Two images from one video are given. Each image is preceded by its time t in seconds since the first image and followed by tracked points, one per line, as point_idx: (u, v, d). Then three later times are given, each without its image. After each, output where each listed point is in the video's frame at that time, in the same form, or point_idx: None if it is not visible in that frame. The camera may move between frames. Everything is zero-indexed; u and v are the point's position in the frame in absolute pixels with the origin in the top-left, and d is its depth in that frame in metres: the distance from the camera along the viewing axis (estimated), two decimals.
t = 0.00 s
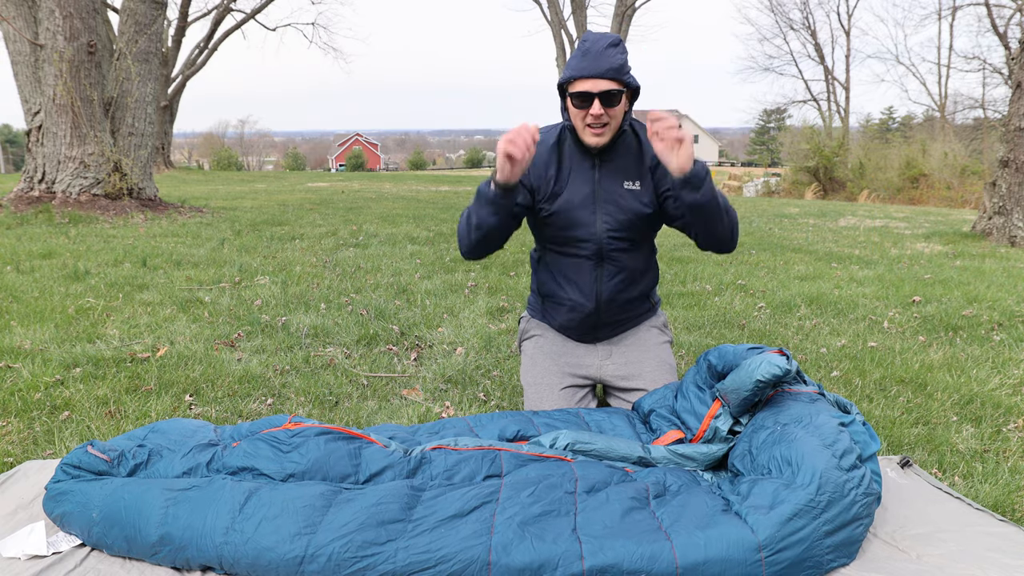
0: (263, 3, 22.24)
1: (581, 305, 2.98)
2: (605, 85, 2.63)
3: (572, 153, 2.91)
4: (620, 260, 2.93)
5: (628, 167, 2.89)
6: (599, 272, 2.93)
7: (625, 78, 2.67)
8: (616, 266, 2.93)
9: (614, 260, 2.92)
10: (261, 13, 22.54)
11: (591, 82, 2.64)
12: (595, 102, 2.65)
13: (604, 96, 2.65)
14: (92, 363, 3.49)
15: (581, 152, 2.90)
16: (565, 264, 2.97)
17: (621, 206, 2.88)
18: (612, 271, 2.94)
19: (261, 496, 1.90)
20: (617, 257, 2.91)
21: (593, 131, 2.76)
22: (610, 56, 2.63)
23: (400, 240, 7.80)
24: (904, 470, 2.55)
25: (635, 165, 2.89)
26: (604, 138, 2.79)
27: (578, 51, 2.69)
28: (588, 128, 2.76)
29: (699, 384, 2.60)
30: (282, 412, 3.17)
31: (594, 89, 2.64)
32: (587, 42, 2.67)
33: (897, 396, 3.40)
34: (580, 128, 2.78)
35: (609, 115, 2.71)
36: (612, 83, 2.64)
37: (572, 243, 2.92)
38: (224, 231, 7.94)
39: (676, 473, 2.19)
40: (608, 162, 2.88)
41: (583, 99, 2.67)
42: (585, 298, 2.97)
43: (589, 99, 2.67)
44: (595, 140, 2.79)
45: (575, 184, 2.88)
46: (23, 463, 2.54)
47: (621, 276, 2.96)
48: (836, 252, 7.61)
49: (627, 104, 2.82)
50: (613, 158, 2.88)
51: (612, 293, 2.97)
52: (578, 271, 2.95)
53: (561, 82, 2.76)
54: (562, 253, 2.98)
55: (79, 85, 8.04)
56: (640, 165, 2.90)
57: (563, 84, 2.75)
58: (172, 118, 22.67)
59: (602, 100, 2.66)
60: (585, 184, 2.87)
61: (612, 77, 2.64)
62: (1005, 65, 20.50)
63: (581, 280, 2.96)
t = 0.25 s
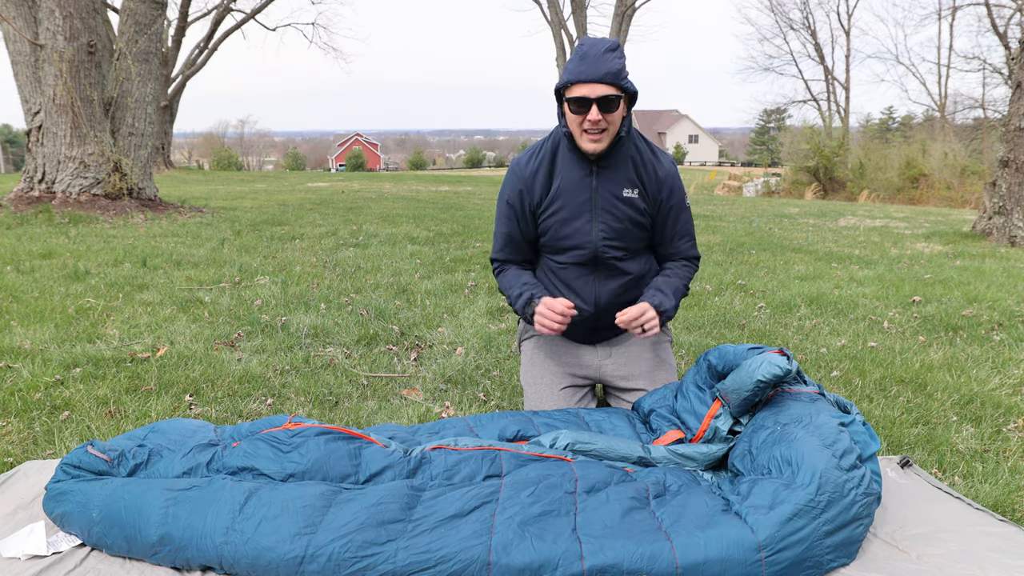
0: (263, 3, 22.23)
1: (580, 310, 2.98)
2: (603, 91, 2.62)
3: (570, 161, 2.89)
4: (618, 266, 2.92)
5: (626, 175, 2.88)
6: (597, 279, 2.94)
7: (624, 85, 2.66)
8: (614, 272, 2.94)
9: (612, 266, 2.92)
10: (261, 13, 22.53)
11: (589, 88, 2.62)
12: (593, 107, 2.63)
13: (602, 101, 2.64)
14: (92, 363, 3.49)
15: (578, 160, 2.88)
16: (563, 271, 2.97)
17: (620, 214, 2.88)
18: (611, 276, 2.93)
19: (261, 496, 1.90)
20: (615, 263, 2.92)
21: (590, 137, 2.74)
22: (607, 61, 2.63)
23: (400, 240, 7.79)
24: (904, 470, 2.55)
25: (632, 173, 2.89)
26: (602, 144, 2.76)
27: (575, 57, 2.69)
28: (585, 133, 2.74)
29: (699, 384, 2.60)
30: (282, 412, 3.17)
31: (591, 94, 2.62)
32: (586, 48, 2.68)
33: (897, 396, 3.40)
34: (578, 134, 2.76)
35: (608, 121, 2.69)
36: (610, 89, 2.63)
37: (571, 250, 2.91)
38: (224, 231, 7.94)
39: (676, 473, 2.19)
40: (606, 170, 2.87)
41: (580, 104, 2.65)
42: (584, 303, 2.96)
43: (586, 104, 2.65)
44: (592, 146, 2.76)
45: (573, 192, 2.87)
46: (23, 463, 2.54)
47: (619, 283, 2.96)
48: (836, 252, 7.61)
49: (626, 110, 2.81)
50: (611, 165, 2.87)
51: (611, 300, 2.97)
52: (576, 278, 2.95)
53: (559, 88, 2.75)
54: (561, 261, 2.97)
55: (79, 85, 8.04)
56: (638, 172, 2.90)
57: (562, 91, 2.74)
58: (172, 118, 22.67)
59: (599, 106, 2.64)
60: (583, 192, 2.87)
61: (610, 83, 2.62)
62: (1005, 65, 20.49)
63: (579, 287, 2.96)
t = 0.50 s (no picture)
0: (263, 3, 22.23)
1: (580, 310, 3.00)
2: (603, 91, 2.62)
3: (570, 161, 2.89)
4: (619, 266, 2.93)
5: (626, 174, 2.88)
6: (597, 278, 2.95)
7: (624, 85, 2.66)
8: (615, 272, 2.94)
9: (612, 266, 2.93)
10: (261, 13, 22.53)
11: (589, 88, 2.62)
12: (593, 107, 2.63)
13: (602, 101, 2.64)
14: (92, 363, 3.49)
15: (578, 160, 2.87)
16: (563, 272, 2.97)
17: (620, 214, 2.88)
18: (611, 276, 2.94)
19: (261, 497, 1.90)
20: (616, 263, 2.92)
21: (591, 137, 2.74)
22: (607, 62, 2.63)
23: (400, 240, 7.79)
24: (904, 470, 2.55)
25: (632, 173, 2.89)
26: (602, 144, 2.76)
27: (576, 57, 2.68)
28: (585, 134, 2.74)
29: (699, 384, 2.60)
30: (282, 412, 3.17)
31: (592, 94, 2.62)
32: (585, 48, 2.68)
33: (897, 396, 3.40)
34: (578, 135, 2.76)
35: (607, 121, 2.69)
36: (611, 89, 2.62)
37: (572, 251, 2.92)
38: (224, 231, 7.94)
39: (676, 473, 2.19)
40: (607, 170, 2.87)
41: (581, 104, 2.65)
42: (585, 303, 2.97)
43: (586, 105, 2.65)
44: (592, 146, 2.76)
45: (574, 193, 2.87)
46: (23, 463, 2.54)
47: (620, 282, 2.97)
48: (836, 252, 7.61)
49: (627, 111, 2.81)
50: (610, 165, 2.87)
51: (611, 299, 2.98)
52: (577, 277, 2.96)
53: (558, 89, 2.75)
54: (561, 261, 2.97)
55: (79, 85, 8.03)
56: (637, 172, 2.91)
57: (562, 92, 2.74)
58: (172, 118, 22.66)
59: (600, 106, 2.64)
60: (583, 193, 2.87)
61: (610, 84, 2.62)
62: (1005, 65, 20.48)
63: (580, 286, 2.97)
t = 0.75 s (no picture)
0: (263, 2, 22.22)
1: (581, 307, 2.99)
2: (604, 88, 2.62)
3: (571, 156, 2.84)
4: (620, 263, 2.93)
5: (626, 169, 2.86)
6: (598, 275, 2.94)
7: (625, 82, 2.67)
8: (615, 268, 2.94)
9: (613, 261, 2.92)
10: (261, 13, 22.53)
11: (590, 84, 2.62)
12: (593, 104, 2.63)
13: (603, 98, 2.64)
14: (92, 363, 3.49)
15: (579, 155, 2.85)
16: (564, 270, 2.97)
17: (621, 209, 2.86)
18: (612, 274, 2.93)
19: (261, 497, 1.90)
20: (616, 259, 2.92)
21: (591, 134, 2.73)
22: (609, 58, 2.63)
23: (400, 240, 7.79)
24: (904, 470, 2.55)
25: (633, 168, 2.87)
26: (602, 140, 2.75)
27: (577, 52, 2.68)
28: (586, 131, 2.73)
29: (699, 384, 2.61)
30: (282, 412, 3.17)
31: (593, 91, 2.62)
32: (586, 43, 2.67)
33: (897, 396, 3.40)
34: (578, 131, 2.76)
35: (608, 118, 2.69)
36: (612, 85, 2.63)
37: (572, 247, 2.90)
38: (224, 231, 7.94)
39: (676, 473, 2.19)
40: (607, 166, 2.86)
41: (581, 100, 2.65)
42: (585, 300, 2.97)
43: (587, 102, 2.65)
44: (592, 142, 2.75)
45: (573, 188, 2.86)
46: (23, 463, 2.54)
47: (620, 277, 2.97)
48: (836, 252, 7.61)
49: (626, 108, 2.81)
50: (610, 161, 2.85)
51: (611, 295, 2.98)
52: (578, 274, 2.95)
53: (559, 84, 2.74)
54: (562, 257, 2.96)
55: (79, 85, 8.03)
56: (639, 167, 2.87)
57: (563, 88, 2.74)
58: (172, 118, 22.65)
59: (600, 102, 2.64)
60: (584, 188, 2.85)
61: (610, 80, 2.62)
62: (1005, 65, 20.48)
63: (581, 283, 2.96)
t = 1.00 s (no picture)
0: (263, 2, 22.21)
1: (581, 305, 3.00)
2: (606, 90, 2.61)
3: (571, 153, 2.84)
4: (621, 261, 2.92)
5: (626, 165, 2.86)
6: (598, 273, 2.93)
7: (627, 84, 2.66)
8: (615, 266, 2.92)
9: (613, 259, 2.90)
10: (261, 13, 22.53)
11: (592, 88, 2.61)
12: (597, 107, 2.62)
13: (605, 101, 2.63)
14: (92, 363, 3.49)
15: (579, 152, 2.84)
16: (565, 267, 2.98)
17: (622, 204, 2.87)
18: (613, 272, 2.93)
19: (261, 497, 1.90)
20: (617, 257, 2.91)
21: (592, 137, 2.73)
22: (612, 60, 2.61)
23: (400, 240, 7.79)
24: (904, 470, 2.55)
25: (633, 165, 2.87)
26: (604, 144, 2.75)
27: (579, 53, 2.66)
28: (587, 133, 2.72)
29: (700, 383, 2.61)
30: (282, 412, 3.17)
31: (596, 94, 2.61)
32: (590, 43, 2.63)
33: (897, 396, 3.40)
34: (580, 133, 2.74)
35: (610, 122, 2.68)
36: (614, 88, 2.62)
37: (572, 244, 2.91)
38: (224, 231, 7.94)
39: (676, 473, 2.19)
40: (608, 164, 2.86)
41: (584, 103, 2.65)
42: (586, 299, 2.98)
43: (590, 104, 2.64)
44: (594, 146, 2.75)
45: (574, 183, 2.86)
46: (24, 463, 2.54)
47: (621, 276, 2.96)
48: (836, 252, 7.61)
49: (627, 110, 2.80)
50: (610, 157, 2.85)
51: (611, 294, 2.98)
52: (578, 271, 2.95)
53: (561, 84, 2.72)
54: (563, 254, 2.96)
55: (79, 85, 8.04)
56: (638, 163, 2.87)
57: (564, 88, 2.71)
58: (172, 118, 22.66)
59: (602, 106, 2.63)
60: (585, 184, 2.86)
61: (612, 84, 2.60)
62: (1005, 65, 20.47)
63: (581, 281, 2.97)
